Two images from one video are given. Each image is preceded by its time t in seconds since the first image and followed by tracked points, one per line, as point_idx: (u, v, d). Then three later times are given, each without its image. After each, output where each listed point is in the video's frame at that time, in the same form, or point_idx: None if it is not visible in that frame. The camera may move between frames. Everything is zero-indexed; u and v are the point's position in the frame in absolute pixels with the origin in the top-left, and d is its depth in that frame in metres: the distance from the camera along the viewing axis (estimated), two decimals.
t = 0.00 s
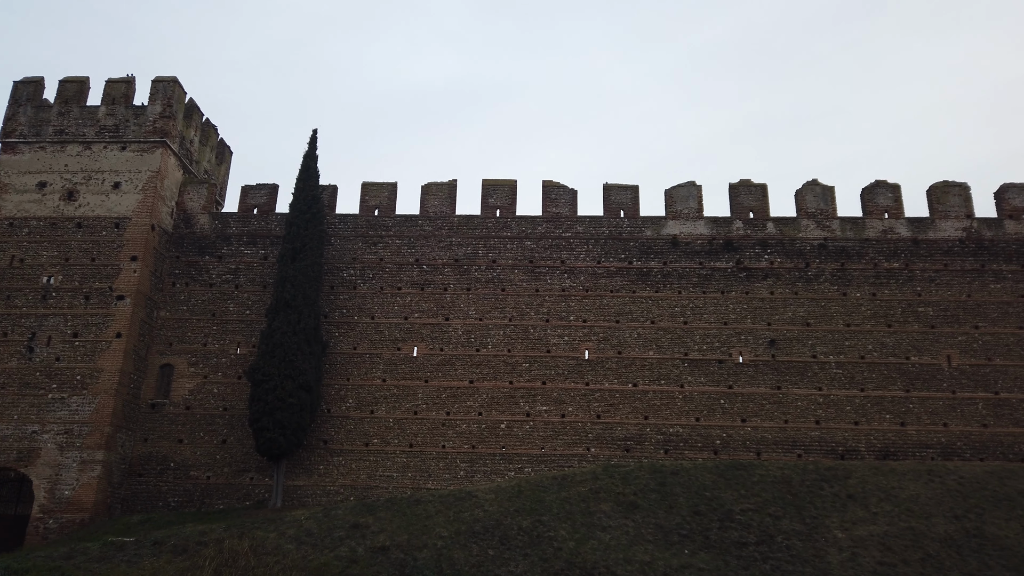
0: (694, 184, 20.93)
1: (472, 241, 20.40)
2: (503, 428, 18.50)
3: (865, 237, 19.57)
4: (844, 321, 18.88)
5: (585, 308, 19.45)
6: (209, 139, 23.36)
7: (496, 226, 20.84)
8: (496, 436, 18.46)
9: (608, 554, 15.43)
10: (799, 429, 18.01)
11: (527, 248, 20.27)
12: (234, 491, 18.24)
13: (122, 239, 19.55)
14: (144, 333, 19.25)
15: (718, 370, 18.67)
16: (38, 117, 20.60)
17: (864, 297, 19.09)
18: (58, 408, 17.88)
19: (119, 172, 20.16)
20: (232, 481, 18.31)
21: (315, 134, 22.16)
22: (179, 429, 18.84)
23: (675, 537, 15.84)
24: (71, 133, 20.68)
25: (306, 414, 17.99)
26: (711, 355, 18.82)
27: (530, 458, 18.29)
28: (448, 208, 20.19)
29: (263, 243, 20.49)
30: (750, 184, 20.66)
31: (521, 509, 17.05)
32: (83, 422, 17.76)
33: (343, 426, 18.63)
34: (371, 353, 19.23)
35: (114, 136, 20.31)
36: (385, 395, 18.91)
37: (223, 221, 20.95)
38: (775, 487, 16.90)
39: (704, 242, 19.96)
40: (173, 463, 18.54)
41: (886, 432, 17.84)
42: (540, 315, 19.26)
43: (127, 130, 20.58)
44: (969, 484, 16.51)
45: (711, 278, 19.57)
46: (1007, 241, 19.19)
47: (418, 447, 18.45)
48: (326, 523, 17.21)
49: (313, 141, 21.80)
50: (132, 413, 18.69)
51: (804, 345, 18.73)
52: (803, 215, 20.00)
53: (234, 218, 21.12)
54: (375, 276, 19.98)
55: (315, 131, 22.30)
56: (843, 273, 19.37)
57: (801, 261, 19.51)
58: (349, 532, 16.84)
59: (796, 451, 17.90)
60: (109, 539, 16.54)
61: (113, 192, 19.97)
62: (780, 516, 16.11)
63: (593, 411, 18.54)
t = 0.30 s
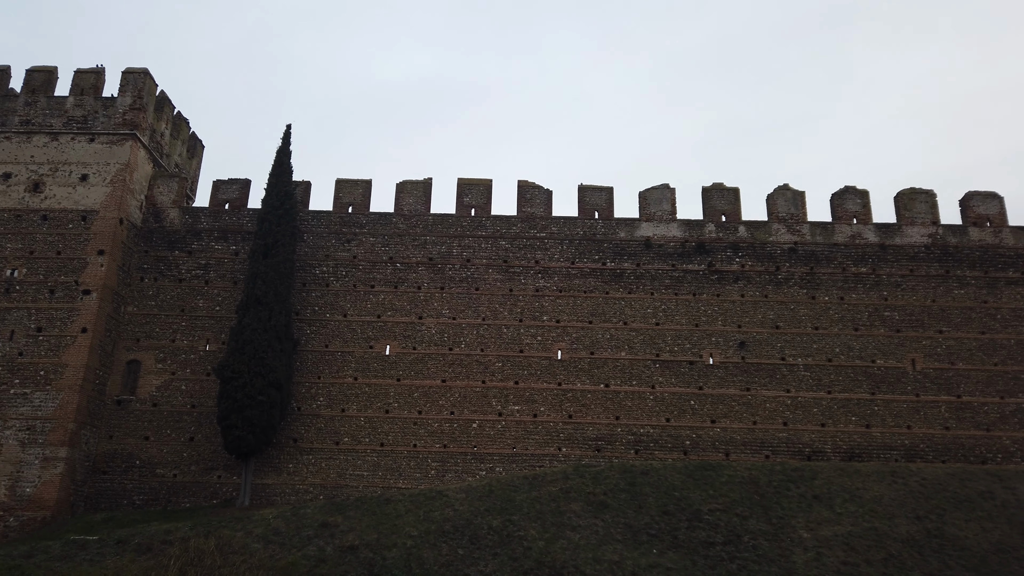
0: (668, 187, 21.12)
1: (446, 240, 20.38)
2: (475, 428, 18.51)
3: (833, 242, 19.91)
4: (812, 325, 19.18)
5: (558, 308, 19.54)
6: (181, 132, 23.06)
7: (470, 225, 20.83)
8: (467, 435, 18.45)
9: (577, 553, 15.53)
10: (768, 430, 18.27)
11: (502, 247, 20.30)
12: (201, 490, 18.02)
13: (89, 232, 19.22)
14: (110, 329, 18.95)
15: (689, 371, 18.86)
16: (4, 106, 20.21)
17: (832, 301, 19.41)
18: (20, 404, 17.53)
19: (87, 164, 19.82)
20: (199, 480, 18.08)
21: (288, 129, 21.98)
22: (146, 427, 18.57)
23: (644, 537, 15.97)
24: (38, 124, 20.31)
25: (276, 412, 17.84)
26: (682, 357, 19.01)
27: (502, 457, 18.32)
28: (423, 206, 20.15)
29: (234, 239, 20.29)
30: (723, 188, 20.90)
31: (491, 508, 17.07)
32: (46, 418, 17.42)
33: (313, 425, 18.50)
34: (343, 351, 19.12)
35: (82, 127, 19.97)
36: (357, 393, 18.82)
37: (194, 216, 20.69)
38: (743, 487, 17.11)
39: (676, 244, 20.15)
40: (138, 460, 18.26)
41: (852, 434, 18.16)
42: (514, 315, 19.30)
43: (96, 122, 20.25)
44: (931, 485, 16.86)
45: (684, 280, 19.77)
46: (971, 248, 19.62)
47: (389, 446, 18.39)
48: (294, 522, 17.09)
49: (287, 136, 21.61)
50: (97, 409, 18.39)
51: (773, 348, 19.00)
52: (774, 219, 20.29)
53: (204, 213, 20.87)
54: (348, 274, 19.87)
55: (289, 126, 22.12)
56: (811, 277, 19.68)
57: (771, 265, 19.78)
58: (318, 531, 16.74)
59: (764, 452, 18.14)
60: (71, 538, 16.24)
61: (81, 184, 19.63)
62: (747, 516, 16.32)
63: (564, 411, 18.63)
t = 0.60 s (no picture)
0: (637, 191, 21.30)
1: (415, 239, 20.32)
2: (442, 428, 18.47)
3: (798, 248, 20.26)
4: (776, 329, 19.50)
5: (527, 309, 19.60)
6: (146, 125, 22.68)
7: (440, 224, 20.80)
8: (434, 435, 18.41)
9: (542, 554, 15.60)
10: (731, 432, 18.52)
11: (471, 248, 20.30)
12: (161, 490, 17.72)
13: (49, 225, 18.80)
14: (69, 324, 18.55)
15: (655, 373, 19.05)
16: None
17: (796, 306, 19.75)
18: None
19: (48, 155, 19.40)
20: (159, 479, 17.78)
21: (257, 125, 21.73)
22: (105, 425, 18.21)
23: (608, 537, 16.10)
24: None
25: (240, 410, 17.62)
26: (649, 359, 19.19)
27: (468, 458, 18.30)
28: (393, 205, 20.07)
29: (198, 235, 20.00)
30: (691, 193, 21.15)
31: (457, 509, 17.06)
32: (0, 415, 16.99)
33: (278, 424, 18.31)
34: (309, 350, 18.96)
35: (43, 117, 19.55)
36: (323, 393, 18.66)
37: (158, 211, 20.36)
38: (706, 489, 17.32)
39: (645, 247, 20.34)
40: (97, 459, 17.90)
41: (813, 436, 18.48)
42: (482, 315, 19.31)
43: (58, 112, 19.84)
44: (888, 488, 17.23)
45: (652, 283, 19.96)
46: (930, 256, 20.09)
47: (355, 446, 18.26)
48: (256, 522, 16.89)
49: (256, 132, 21.38)
50: (54, 406, 17.98)
51: (738, 351, 19.27)
52: (740, 225, 20.59)
53: (169, 208, 20.54)
54: (316, 272, 19.71)
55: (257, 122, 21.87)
56: (776, 282, 20.01)
57: (737, 269, 20.07)
58: (281, 531, 16.58)
59: (728, 454, 18.38)
60: (25, 538, 15.85)
61: (41, 176, 19.20)
62: (710, 518, 16.53)
63: (532, 412, 18.69)
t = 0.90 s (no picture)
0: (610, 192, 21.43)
1: (388, 237, 20.23)
2: (412, 427, 18.41)
3: (767, 252, 20.54)
4: (745, 331, 19.75)
5: (500, 309, 19.62)
6: (114, 117, 22.30)
7: (413, 223, 20.73)
8: (404, 435, 18.34)
9: (511, 554, 15.64)
10: (700, 433, 18.72)
11: (444, 247, 20.26)
12: (124, 488, 17.43)
13: (11, 217, 18.40)
14: (32, 318, 18.17)
15: (625, 374, 19.18)
16: None
17: (764, 309, 20.02)
18: None
19: (11, 146, 19.00)
20: (122, 477, 17.48)
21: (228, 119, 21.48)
22: (67, 422, 17.86)
23: (577, 537, 16.17)
24: None
25: (207, 408, 17.40)
26: (620, 360, 19.32)
27: (439, 458, 18.26)
28: (366, 202, 19.97)
29: (166, 230, 19.71)
30: (663, 195, 21.33)
31: (426, 509, 17.01)
32: None
33: (246, 422, 18.12)
34: (279, 348, 18.78)
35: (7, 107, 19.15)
36: (292, 391, 18.50)
37: (125, 205, 20.03)
38: (674, 489, 17.48)
39: (617, 249, 20.47)
40: (58, 457, 17.55)
41: (779, 438, 18.75)
42: (454, 314, 19.28)
43: (22, 102, 19.44)
44: (852, 489, 17.54)
45: (624, 284, 20.10)
46: (895, 261, 20.47)
47: (324, 445, 18.13)
48: (222, 522, 16.68)
49: (227, 126, 21.12)
50: (15, 402, 17.60)
51: (707, 353, 19.48)
52: (711, 228, 20.83)
53: (136, 202, 20.21)
54: (286, 269, 19.54)
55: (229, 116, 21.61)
56: (745, 285, 20.26)
57: (708, 272, 20.30)
58: (247, 531, 16.40)
59: (696, 455, 18.57)
60: None
61: (4, 167, 18.79)
62: (677, 518, 16.69)
63: (503, 412, 18.71)
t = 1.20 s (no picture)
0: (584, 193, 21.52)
1: (361, 235, 20.12)
2: (383, 427, 18.32)
3: (738, 255, 20.79)
4: (715, 333, 19.96)
5: (473, 309, 19.61)
6: (81, 109, 21.91)
7: (387, 221, 20.64)
8: (375, 435, 18.24)
9: (480, 554, 15.64)
10: (669, 434, 18.88)
11: (418, 246, 20.19)
12: (88, 488, 17.10)
13: None
14: None
15: (597, 375, 19.28)
16: None
17: (734, 311, 20.25)
18: None
19: None
20: (86, 477, 17.15)
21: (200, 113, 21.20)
22: (29, 419, 17.48)
23: (547, 537, 16.22)
24: None
25: (173, 407, 17.14)
26: (592, 360, 19.42)
27: (409, 458, 18.19)
28: (339, 200, 19.84)
29: (133, 225, 19.40)
30: (636, 197, 21.48)
31: (396, 509, 16.94)
32: None
33: (214, 421, 17.89)
34: (248, 346, 18.58)
35: None
36: (261, 390, 18.29)
37: (92, 199, 19.67)
38: (644, 490, 17.60)
39: (591, 250, 20.57)
40: (19, 455, 17.17)
41: (748, 439, 18.99)
42: (427, 314, 19.23)
43: None
44: (818, 490, 17.81)
45: (597, 286, 20.19)
46: (862, 266, 20.82)
47: (294, 445, 17.96)
48: (187, 522, 16.44)
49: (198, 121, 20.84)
50: None
51: (678, 354, 19.66)
52: (683, 230, 21.04)
53: (104, 196, 19.86)
54: (257, 266, 19.34)
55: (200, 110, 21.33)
56: (716, 288, 20.48)
57: (679, 274, 20.49)
58: (213, 531, 16.19)
59: (665, 455, 18.73)
60: None
61: None
62: (647, 518, 16.80)
63: (474, 412, 18.69)
